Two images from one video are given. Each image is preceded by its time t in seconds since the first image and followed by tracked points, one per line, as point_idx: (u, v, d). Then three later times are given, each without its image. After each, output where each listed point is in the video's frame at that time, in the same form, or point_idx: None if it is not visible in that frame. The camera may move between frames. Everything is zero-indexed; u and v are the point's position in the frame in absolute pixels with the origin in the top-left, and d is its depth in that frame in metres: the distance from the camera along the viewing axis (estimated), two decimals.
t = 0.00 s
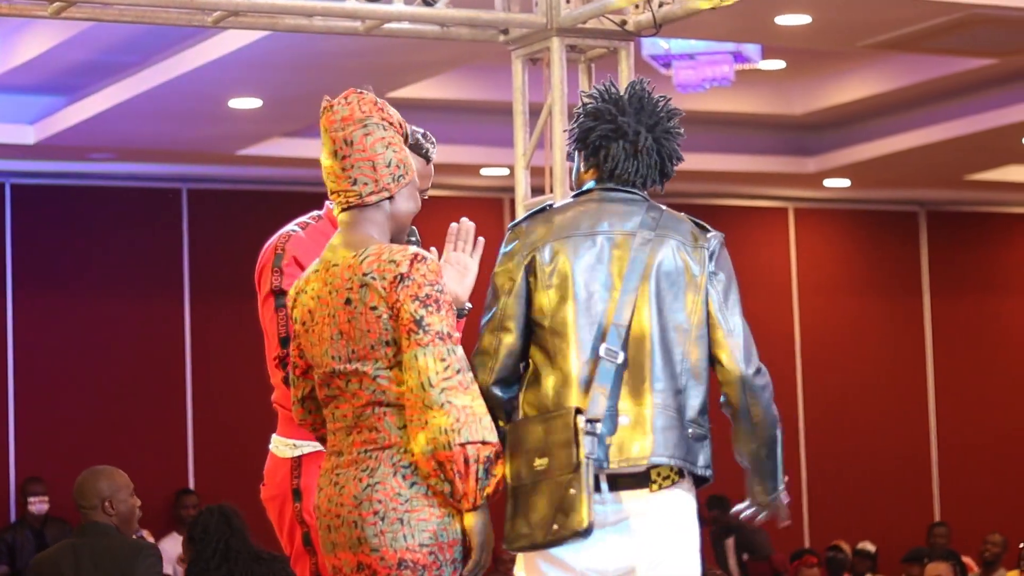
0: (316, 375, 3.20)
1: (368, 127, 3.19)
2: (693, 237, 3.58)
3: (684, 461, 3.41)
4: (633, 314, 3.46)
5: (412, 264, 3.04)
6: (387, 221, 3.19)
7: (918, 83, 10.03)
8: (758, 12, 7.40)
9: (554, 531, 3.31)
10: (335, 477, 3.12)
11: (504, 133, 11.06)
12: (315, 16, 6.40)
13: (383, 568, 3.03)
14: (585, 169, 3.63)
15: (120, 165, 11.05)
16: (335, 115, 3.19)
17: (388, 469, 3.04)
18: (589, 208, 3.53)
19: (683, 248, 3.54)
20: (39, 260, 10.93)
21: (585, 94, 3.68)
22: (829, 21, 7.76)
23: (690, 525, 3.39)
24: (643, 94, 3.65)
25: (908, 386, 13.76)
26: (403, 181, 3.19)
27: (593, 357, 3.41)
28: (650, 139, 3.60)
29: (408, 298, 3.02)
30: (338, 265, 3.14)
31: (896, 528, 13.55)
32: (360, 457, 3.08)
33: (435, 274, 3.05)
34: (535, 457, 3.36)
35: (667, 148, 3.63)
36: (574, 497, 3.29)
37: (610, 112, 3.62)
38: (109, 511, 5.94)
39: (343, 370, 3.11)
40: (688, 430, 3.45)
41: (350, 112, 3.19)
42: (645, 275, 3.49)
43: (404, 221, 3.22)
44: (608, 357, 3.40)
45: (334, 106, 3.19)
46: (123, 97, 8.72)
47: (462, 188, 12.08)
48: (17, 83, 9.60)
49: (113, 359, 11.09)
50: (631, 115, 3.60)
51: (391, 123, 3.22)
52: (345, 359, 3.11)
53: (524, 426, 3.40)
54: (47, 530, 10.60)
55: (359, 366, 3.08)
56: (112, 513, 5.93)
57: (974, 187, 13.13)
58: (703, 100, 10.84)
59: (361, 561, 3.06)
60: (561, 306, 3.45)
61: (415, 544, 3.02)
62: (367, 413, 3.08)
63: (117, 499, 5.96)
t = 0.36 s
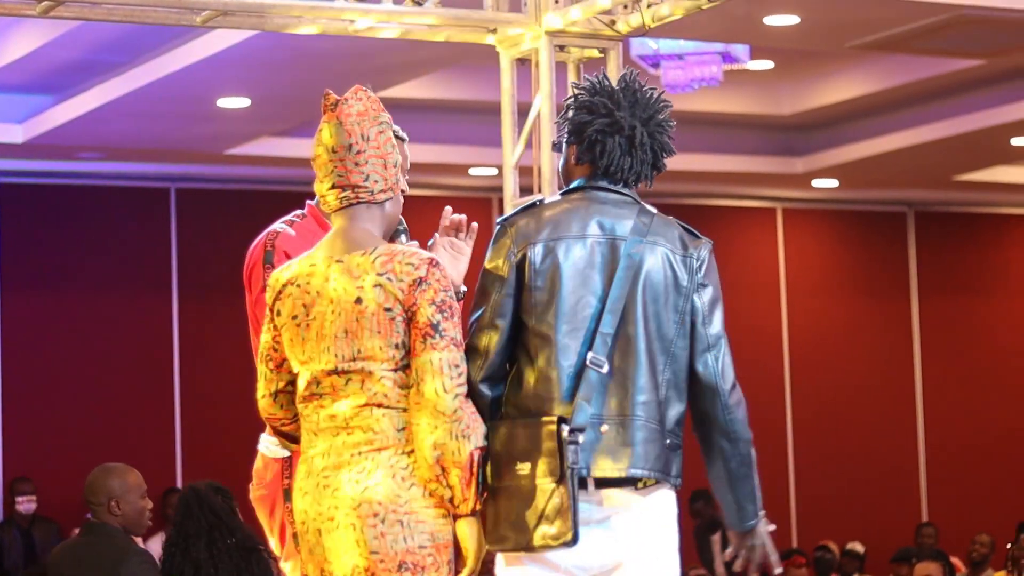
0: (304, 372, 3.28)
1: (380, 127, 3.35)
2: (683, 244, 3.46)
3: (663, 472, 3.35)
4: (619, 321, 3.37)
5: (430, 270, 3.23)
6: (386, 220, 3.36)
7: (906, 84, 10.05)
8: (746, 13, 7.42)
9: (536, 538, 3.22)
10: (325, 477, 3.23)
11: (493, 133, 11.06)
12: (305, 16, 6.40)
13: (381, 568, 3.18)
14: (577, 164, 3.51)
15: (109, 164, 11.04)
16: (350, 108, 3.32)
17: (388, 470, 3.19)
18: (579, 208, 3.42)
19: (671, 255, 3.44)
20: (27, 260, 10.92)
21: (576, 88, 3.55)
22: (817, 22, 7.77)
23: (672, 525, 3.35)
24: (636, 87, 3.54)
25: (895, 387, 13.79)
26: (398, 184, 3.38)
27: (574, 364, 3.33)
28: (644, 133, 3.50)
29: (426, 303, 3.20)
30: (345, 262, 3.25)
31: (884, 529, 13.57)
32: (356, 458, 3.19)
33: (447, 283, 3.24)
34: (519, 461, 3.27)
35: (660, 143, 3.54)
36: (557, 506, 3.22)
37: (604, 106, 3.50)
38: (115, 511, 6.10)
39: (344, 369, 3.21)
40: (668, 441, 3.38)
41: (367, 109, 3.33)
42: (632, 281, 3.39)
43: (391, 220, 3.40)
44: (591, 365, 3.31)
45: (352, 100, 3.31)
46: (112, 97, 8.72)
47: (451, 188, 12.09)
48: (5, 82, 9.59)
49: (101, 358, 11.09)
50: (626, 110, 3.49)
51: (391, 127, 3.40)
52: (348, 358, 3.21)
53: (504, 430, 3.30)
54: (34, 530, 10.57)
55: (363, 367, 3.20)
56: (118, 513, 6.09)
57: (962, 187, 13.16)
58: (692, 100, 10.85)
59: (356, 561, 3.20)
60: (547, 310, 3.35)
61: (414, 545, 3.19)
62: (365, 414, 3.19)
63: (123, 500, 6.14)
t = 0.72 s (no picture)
0: (295, 370, 3.16)
1: (383, 128, 3.27)
2: (679, 246, 3.47)
3: (658, 476, 3.36)
4: (620, 326, 3.34)
5: (432, 273, 3.13)
6: (383, 220, 3.26)
7: (901, 83, 10.06)
8: (741, 12, 7.42)
9: (532, 543, 3.21)
10: (316, 480, 3.13)
11: (488, 131, 11.07)
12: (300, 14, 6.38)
13: (375, 571, 3.09)
14: (573, 162, 3.50)
15: (103, 162, 11.04)
16: (357, 108, 3.22)
17: (380, 473, 3.10)
18: (579, 212, 3.39)
19: (669, 259, 3.43)
20: (22, 257, 10.91)
21: (572, 83, 3.52)
22: (811, 21, 7.79)
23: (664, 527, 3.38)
24: (631, 83, 3.52)
25: (890, 385, 13.80)
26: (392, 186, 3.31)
27: (579, 369, 3.29)
28: (638, 133, 3.49)
29: (427, 307, 3.10)
30: (346, 261, 3.13)
31: (878, 527, 13.59)
32: (348, 461, 3.09)
33: (449, 286, 3.15)
34: (518, 464, 3.24)
35: (654, 142, 3.53)
36: (556, 513, 3.20)
37: (599, 104, 3.49)
38: (132, 509, 6.04)
39: (340, 370, 3.09)
40: (663, 444, 3.39)
41: (372, 108, 3.25)
42: (633, 286, 3.37)
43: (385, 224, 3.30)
44: (594, 371, 3.27)
45: (359, 99, 3.22)
46: (107, 95, 8.70)
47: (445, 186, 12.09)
48: None
49: (96, 356, 11.08)
50: (621, 109, 3.48)
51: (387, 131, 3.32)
52: (345, 358, 3.09)
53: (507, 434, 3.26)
54: (29, 528, 10.59)
55: (359, 369, 3.09)
56: (134, 512, 6.03)
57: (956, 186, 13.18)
58: (686, 99, 10.86)
59: (349, 564, 3.11)
60: (551, 314, 3.29)
61: (408, 546, 3.12)
62: (358, 416, 3.09)
63: (138, 497, 6.06)
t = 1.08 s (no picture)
0: (280, 372, 3.07)
1: (355, 126, 3.07)
2: (682, 249, 3.48)
3: (664, 478, 3.37)
4: (627, 329, 3.34)
5: (403, 272, 2.97)
6: (366, 221, 3.08)
7: (902, 82, 10.06)
8: (744, 12, 7.43)
9: (540, 545, 3.22)
10: (299, 481, 3.02)
11: (489, 132, 11.08)
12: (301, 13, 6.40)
13: (359, 571, 2.96)
14: (576, 162, 3.49)
15: (104, 161, 11.04)
16: (318, 112, 3.06)
17: (360, 473, 2.97)
18: (584, 213, 3.38)
19: (673, 261, 3.44)
20: (23, 257, 10.92)
21: (573, 84, 3.52)
22: (813, 21, 7.79)
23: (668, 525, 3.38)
24: (631, 83, 3.52)
25: (890, 385, 13.79)
26: (379, 182, 3.10)
27: (587, 372, 3.29)
28: (642, 133, 3.50)
29: (397, 307, 2.94)
30: (320, 264, 3.02)
31: (878, 527, 13.58)
32: (329, 461, 2.98)
33: (423, 285, 2.98)
34: (527, 467, 3.25)
35: (656, 141, 3.53)
36: (565, 516, 3.22)
37: (602, 104, 3.49)
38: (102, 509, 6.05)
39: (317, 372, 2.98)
40: (667, 445, 3.40)
41: (335, 109, 3.07)
42: (639, 289, 3.37)
43: (375, 222, 3.12)
44: (602, 373, 3.28)
45: (318, 103, 3.06)
46: (108, 93, 8.70)
47: (446, 186, 12.09)
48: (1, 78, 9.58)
49: (96, 356, 11.08)
50: (625, 109, 3.48)
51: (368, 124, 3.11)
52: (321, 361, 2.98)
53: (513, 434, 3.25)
54: (29, 527, 10.56)
55: (336, 370, 2.97)
56: (106, 512, 6.04)
57: (957, 186, 13.18)
58: (688, 98, 10.86)
59: (334, 566, 2.97)
60: (558, 317, 3.30)
61: (392, 545, 2.98)
62: (338, 417, 2.97)
63: (109, 496, 6.07)
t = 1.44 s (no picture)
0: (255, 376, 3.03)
1: (312, 129, 3.01)
2: (681, 249, 3.48)
3: (662, 478, 3.36)
4: (625, 329, 3.34)
5: (359, 272, 2.89)
6: (333, 224, 3.02)
7: (903, 83, 10.06)
8: (745, 12, 7.43)
9: (537, 543, 3.23)
10: (273, 480, 2.98)
11: (490, 132, 11.08)
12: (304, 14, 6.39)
13: (326, 572, 2.91)
14: (577, 162, 3.48)
15: (106, 162, 11.05)
16: (276, 119, 3.01)
17: (327, 474, 2.92)
18: (584, 213, 3.39)
19: (672, 261, 3.44)
20: (24, 257, 10.92)
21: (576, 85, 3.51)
22: (815, 21, 7.80)
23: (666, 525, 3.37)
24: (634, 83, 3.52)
25: (891, 386, 13.79)
26: (345, 183, 3.03)
27: (585, 371, 3.29)
28: (645, 134, 3.50)
29: (355, 306, 2.86)
30: (284, 267, 2.96)
31: (879, 528, 13.58)
32: (299, 462, 2.94)
33: (383, 283, 2.90)
34: (523, 465, 3.27)
35: (657, 142, 3.54)
36: (562, 515, 3.22)
37: (605, 104, 3.48)
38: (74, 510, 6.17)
39: (284, 374, 2.94)
40: (666, 445, 3.40)
41: (292, 114, 3.01)
42: (637, 289, 3.37)
43: (347, 224, 3.05)
44: (599, 373, 3.28)
45: (275, 110, 3.01)
46: (110, 94, 8.70)
47: (447, 187, 12.09)
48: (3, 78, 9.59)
49: (97, 356, 11.08)
50: (629, 109, 3.47)
51: (333, 125, 3.04)
52: (287, 362, 2.94)
53: (510, 433, 3.27)
54: (30, 527, 10.53)
55: (300, 370, 2.92)
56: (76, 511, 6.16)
57: (958, 187, 13.17)
58: (689, 99, 10.86)
59: (303, 564, 2.93)
60: (557, 316, 3.30)
61: (358, 546, 2.91)
62: (306, 417, 2.93)
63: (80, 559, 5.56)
